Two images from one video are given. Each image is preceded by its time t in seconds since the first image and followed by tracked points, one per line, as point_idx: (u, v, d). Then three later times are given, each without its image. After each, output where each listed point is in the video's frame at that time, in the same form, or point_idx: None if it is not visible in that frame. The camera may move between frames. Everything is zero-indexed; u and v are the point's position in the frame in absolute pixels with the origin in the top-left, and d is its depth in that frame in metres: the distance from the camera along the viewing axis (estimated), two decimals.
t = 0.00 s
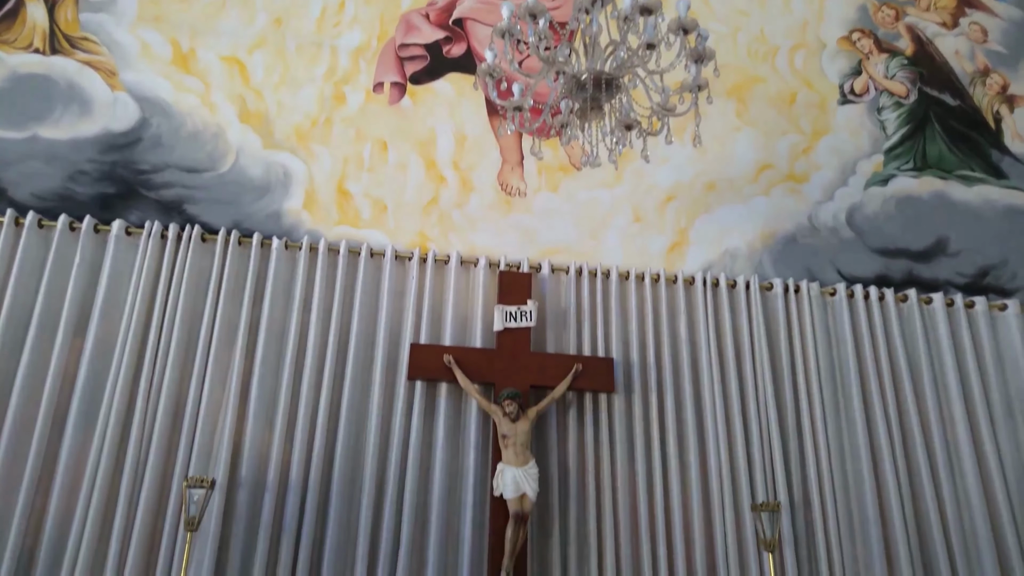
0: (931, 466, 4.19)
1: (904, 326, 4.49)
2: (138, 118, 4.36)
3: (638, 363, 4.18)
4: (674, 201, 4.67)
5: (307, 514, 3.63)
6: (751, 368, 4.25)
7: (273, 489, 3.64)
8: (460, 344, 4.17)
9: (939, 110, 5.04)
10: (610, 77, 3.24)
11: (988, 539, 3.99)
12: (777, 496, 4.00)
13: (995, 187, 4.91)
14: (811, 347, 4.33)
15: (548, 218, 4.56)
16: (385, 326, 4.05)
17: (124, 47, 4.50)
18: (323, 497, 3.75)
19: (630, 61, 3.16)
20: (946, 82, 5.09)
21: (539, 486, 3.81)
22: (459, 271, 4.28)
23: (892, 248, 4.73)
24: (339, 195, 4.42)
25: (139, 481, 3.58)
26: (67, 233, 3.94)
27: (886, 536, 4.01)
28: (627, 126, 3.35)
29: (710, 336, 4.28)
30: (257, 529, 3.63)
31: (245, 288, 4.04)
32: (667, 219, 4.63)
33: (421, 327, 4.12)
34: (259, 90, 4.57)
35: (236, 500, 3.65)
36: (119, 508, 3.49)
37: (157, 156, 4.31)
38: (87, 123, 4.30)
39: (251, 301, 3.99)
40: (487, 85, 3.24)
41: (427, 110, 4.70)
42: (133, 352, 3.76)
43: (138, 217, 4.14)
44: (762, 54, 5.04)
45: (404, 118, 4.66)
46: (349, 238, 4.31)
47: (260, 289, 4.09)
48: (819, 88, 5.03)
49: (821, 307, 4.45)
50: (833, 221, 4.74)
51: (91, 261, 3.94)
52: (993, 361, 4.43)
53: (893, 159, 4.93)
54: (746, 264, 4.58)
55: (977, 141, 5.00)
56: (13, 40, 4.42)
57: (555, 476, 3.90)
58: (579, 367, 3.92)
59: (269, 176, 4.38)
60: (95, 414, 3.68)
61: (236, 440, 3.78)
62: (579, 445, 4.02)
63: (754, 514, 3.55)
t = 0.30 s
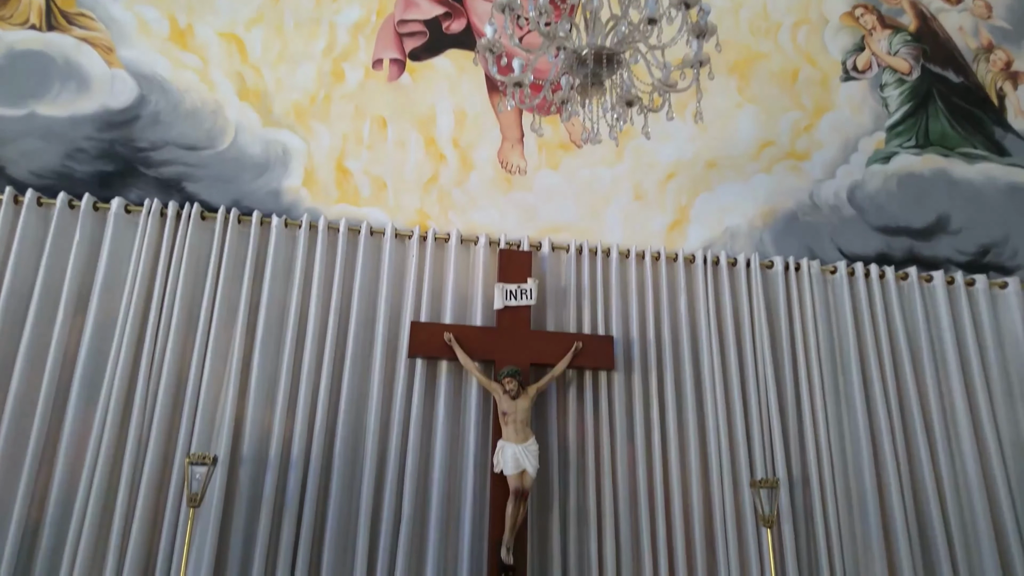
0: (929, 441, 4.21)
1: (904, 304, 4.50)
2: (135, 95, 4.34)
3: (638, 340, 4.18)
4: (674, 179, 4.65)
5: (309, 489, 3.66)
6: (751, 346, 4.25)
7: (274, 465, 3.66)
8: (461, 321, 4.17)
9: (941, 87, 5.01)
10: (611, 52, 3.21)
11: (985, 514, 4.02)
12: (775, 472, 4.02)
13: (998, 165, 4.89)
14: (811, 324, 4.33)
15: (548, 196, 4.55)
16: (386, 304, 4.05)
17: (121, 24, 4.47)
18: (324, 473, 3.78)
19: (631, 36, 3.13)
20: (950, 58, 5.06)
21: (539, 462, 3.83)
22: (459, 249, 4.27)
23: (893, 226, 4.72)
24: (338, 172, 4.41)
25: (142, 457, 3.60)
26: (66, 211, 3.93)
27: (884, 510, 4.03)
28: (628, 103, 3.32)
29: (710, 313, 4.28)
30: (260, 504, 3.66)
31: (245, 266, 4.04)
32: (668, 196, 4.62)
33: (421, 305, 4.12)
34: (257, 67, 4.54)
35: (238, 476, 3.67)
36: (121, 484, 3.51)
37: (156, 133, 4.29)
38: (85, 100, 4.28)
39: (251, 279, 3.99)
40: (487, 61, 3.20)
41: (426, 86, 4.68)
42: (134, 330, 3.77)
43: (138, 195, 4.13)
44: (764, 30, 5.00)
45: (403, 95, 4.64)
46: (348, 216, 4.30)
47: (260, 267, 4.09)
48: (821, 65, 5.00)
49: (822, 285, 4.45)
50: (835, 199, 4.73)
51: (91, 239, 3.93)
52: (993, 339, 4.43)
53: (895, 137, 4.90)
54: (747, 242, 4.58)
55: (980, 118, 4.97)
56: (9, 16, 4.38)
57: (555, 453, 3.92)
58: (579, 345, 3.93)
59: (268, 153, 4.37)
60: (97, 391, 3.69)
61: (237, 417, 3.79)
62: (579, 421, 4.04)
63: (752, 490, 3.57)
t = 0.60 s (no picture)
0: (928, 419, 4.23)
1: (904, 282, 4.50)
2: (134, 73, 4.31)
3: (638, 319, 4.18)
4: (676, 157, 4.63)
5: (311, 467, 3.67)
6: (751, 325, 4.25)
7: (277, 443, 3.67)
8: (462, 300, 4.17)
9: (945, 64, 4.97)
10: (613, 28, 3.18)
11: (983, 490, 4.05)
12: (775, 449, 4.04)
13: (1001, 143, 4.87)
14: (812, 303, 4.34)
15: (548, 174, 4.53)
16: (387, 283, 4.04)
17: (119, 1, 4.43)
18: (326, 451, 3.79)
19: (633, 12, 3.12)
20: (954, 35, 5.01)
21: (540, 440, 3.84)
22: (460, 227, 4.26)
23: (895, 204, 4.70)
24: (338, 151, 4.39)
25: (145, 435, 3.62)
26: (66, 190, 3.91)
27: (883, 487, 4.06)
28: (630, 80, 3.28)
29: (711, 291, 4.28)
30: (262, 482, 3.67)
31: (245, 246, 4.02)
32: (669, 175, 4.60)
33: (422, 284, 4.12)
34: (256, 44, 4.51)
35: (240, 454, 3.69)
36: (125, 462, 3.53)
37: (155, 111, 4.27)
38: (83, 78, 4.25)
39: (251, 258, 3.99)
40: (488, 36, 3.17)
41: (427, 64, 4.65)
42: (135, 308, 3.77)
43: (137, 173, 4.12)
44: (767, 7, 4.96)
45: (403, 73, 4.61)
46: (348, 195, 4.29)
47: (260, 246, 4.08)
48: (824, 42, 4.96)
49: (823, 263, 4.45)
50: (837, 177, 4.71)
51: (91, 218, 3.92)
52: (993, 318, 4.44)
53: (898, 115, 4.88)
54: (748, 221, 4.57)
55: (983, 96, 4.94)
56: None
57: (556, 431, 3.93)
58: (580, 324, 3.93)
59: (267, 132, 4.35)
60: (100, 369, 3.70)
61: (239, 395, 3.80)
62: (580, 400, 4.05)
63: (752, 467, 3.58)
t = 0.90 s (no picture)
0: (929, 398, 4.24)
1: (906, 263, 4.49)
2: (133, 52, 4.28)
3: (640, 300, 4.18)
4: (678, 137, 4.61)
5: (313, 446, 3.69)
6: (752, 305, 4.26)
7: (279, 423, 3.69)
8: (463, 281, 4.17)
9: (949, 42, 4.93)
10: (615, 5, 3.15)
11: (983, 469, 4.07)
12: (776, 429, 4.05)
13: (1004, 122, 4.84)
14: (813, 283, 4.34)
15: (549, 154, 4.51)
16: (388, 263, 4.04)
17: None
18: (328, 431, 3.81)
19: None
20: (958, 13, 4.98)
21: (541, 420, 3.86)
22: (461, 207, 4.25)
23: (898, 184, 4.69)
24: (338, 131, 4.37)
25: (147, 414, 3.63)
26: (66, 170, 3.90)
27: (883, 466, 4.07)
28: (632, 58, 3.24)
29: (712, 272, 4.28)
30: (265, 461, 3.69)
31: (245, 227, 4.02)
32: (671, 154, 4.58)
33: (423, 264, 4.12)
34: (255, 23, 4.49)
35: (243, 433, 3.70)
36: (128, 441, 3.54)
37: (154, 91, 4.25)
38: (82, 57, 4.22)
39: (252, 238, 3.98)
40: (489, 14, 3.13)
41: (427, 43, 4.62)
42: (137, 289, 3.77)
43: (137, 153, 4.11)
44: None
45: (403, 51, 4.58)
46: (348, 175, 4.28)
47: (261, 226, 4.07)
48: (827, 21, 4.93)
49: (825, 243, 4.44)
50: (839, 157, 4.69)
51: (92, 198, 3.92)
52: (994, 298, 4.44)
53: (901, 94, 4.85)
54: (750, 201, 4.56)
55: (988, 75, 4.91)
56: None
57: (557, 411, 3.94)
58: (582, 304, 3.93)
59: (267, 111, 4.33)
60: (102, 349, 3.71)
61: (241, 376, 3.81)
62: (580, 380, 4.06)
63: (753, 447, 3.59)
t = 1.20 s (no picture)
0: (930, 377, 4.24)
1: (908, 242, 4.49)
2: (132, 30, 4.25)
3: (642, 279, 4.17)
4: (680, 115, 4.59)
5: (316, 425, 3.70)
6: (754, 284, 4.25)
7: (282, 401, 3.70)
8: (465, 260, 4.16)
9: (955, 19, 4.88)
10: None
11: (983, 447, 4.08)
12: (776, 406, 4.06)
13: (1009, 100, 4.80)
14: (814, 262, 4.33)
15: (551, 132, 4.49)
16: (389, 242, 4.03)
17: None
18: (331, 409, 3.82)
19: None
20: None
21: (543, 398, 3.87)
22: (462, 186, 4.24)
23: (901, 162, 4.67)
24: (339, 109, 4.35)
25: (150, 392, 3.64)
26: (65, 148, 3.89)
27: (883, 443, 4.09)
28: (634, 35, 3.19)
29: (714, 250, 4.27)
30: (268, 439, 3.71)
31: (246, 205, 4.01)
32: (673, 133, 4.56)
33: (424, 243, 4.11)
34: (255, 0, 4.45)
35: (246, 411, 3.71)
36: (131, 420, 3.56)
37: (154, 68, 4.22)
38: (80, 35, 4.18)
39: (253, 217, 3.97)
40: None
41: (427, 20, 4.58)
42: (138, 267, 3.77)
43: (137, 132, 4.09)
44: None
45: (403, 29, 4.55)
46: (349, 153, 4.26)
47: (262, 205, 4.06)
48: None
49: (827, 222, 4.43)
50: (842, 135, 4.67)
51: (92, 177, 3.91)
52: (996, 277, 4.44)
53: (906, 72, 4.82)
54: (752, 179, 4.55)
55: (993, 52, 4.87)
56: None
57: (558, 390, 3.95)
58: (583, 284, 3.92)
59: (267, 89, 4.30)
60: (104, 328, 3.71)
61: (244, 354, 3.81)
62: (582, 358, 4.06)
63: (754, 425, 3.60)
